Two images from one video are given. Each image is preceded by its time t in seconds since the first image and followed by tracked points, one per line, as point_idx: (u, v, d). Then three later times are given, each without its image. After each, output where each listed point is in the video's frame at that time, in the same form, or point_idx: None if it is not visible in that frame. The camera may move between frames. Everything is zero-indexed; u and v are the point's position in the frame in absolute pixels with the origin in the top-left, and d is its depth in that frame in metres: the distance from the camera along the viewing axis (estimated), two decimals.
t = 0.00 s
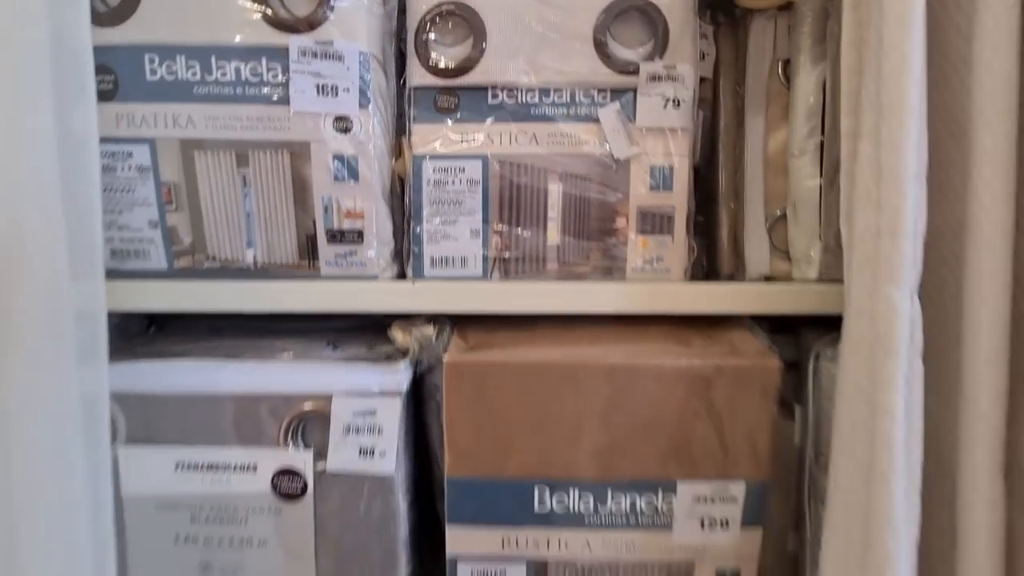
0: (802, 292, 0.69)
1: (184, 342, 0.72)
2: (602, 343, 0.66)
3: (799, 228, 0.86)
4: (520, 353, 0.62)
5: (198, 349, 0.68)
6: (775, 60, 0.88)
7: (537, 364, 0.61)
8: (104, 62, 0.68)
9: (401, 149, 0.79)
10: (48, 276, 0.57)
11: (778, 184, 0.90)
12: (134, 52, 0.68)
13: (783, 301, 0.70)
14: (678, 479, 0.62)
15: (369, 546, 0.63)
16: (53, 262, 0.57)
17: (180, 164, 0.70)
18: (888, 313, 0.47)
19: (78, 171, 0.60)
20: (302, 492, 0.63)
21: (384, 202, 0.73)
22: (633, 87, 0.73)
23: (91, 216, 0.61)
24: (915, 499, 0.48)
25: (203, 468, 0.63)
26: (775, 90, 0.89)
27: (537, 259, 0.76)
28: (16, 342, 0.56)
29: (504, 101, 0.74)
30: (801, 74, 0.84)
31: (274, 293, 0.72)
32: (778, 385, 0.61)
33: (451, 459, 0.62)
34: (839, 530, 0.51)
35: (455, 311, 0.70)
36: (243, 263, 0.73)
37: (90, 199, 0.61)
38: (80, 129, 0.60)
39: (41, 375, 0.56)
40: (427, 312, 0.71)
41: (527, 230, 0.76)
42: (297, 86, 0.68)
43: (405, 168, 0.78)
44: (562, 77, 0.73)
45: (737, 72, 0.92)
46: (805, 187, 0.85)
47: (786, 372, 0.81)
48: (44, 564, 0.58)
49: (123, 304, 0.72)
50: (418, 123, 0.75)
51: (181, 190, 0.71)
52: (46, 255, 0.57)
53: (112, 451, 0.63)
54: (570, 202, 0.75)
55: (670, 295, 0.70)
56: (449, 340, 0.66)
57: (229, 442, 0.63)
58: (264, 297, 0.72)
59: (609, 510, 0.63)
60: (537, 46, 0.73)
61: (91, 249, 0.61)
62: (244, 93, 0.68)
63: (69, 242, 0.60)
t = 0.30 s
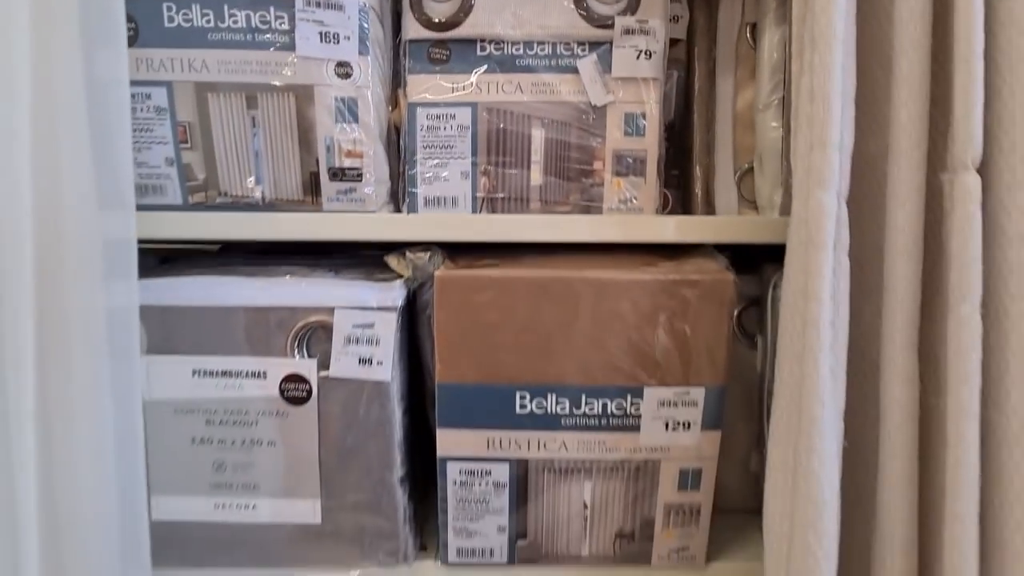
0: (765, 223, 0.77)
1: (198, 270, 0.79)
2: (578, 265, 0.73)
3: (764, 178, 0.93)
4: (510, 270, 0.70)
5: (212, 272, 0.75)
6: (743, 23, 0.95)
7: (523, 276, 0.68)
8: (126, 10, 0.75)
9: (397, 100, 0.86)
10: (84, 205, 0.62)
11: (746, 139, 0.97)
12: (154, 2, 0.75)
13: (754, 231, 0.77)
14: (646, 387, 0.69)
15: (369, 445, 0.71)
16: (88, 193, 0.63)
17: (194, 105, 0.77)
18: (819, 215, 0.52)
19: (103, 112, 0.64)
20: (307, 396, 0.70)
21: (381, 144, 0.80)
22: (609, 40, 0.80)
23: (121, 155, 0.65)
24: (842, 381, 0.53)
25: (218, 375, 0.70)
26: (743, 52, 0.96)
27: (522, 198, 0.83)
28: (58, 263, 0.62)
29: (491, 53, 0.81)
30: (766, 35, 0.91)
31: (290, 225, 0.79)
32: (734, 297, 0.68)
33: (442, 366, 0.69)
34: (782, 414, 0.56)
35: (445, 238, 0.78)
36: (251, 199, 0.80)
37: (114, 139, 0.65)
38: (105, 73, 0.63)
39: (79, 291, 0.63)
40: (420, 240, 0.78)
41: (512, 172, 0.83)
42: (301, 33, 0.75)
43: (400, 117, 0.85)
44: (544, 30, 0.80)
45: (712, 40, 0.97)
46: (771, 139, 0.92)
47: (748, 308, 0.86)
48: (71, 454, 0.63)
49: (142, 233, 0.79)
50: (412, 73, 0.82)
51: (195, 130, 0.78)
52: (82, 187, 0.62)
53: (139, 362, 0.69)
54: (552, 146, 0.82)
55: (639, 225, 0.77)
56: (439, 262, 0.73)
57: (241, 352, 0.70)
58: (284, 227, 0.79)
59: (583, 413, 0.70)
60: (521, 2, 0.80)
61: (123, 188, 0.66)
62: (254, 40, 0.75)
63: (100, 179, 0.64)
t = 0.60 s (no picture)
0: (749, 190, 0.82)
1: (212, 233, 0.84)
2: (569, 227, 0.79)
3: (748, 152, 0.98)
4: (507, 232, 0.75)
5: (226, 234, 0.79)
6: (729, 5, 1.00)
7: (517, 236, 0.73)
8: None
9: (400, 76, 0.91)
10: (109, 169, 0.67)
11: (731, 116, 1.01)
12: None
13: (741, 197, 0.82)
14: (633, 340, 0.75)
15: (373, 393, 0.77)
16: (112, 158, 0.67)
17: (209, 77, 0.81)
18: (787, 170, 0.56)
19: (124, 83, 0.69)
20: (317, 348, 0.76)
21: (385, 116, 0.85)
22: (600, 19, 0.85)
23: (142, 126, 0.70)
24: (808, 321, 0.58)
25: (233, 328, 0.76)
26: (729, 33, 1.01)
27: (518, 168, 0.88)
28: (88, 223, 0.66)
29: (489, 31, 0.86)
30: (750, 16, 0.96)
31: (302, 189, 0.83)
32: (713, 256, 0.74)
33: (443, 319, 0.75)
34: (756, 352, 0.60)
35: (446, 204, 0.82)
36: (263, 167, 0.85)
37: (134, 110, 0.69)
38: (126, 47, 0.68)
39: (105, 248, 0.67)
40: (422, 206, 0.83)
41: (509, 144, 0.88)
42: (311, 10, 0.80)
43: (403, 93, 0.89)
44: (539, 9, 0.85)
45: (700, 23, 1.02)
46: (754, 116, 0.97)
47: (731, 274, 0.89)
48: (102, 396, 0.68)
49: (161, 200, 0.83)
50: (414, 49, 0.87)
51: (210, 101, 0.82)
52: (107, 152, 0.67)
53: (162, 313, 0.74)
54: (546, 118, 0.87)
55: (628, 193, 0.82)
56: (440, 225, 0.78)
57: (255, 307, 0.76)
58: (294, 192, 0.83)
59: (573, 364, 0.76)
60: None
61: (150, 154, 0.71)
62: (266, 16, 0.80)
63: (123, 146, 0.69)
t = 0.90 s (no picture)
0: (742, 178, 0.84)
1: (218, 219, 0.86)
2: (567, 214, 0.81)
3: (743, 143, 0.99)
4: (505, 216, 0.77)
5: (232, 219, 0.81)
6: None
7: (516, 221, 0.76)
8: None
9: (402, 67, 0.93)
10: (118, 156, 0.69)
11: (727, 108, 1.02)
12: None
13: (734, 185, 0.85)
14: (628, 323, 0.77)
15: (375, 373, 0.80)
16: (121, 145, 0.69)
17: (215, 66, 0.83)
18: (777, 155, 0.58)
19: (131, 70, 0.70)
20: (320, 330, 0.78)
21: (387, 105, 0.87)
22: (598, 10, 0.87)
23: (149, 112, 0.71)
24: (797, 300, 0.60)
25: (238, 311, 0.79)
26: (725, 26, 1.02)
27: (517, 157, 0.90)
28: (99, 208, 0.68)
29: (489, 22, 0.88)
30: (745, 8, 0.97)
31: (305, 176, 0.84)
32: (706, 242, 0.76)
33: (444, 303, 0.77)
34: (747, 333, 0.62)
35: (446, 191, 0.84)
36: (267, 155, 0.86)
37: (143, 97, 0.71)
38: (133, 36, 0.69)
39: (115, 231, 0.69)
40: (423, 193, 0.85)
41: (507, 133, 0.89)
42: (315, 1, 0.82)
43: (405, 84, 0.91)
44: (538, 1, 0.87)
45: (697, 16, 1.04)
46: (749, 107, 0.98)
47: (725, 262, 0.91)
48: (113, 374, 0.70)
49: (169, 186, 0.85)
50: (415, 40, 0.89)
51: (216, 90, 0.84)
52: (117, 139, 0.69)
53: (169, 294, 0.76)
54: (544, 108, 0.89)
55: (624, 180, 0.84)
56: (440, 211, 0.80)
57: (259, 290, 0.78)
58: (297, 178, 0.84)
59: (570, 346, 0.78)
60: None
61: (154, 139, 0.72)
62: (271, 6, 0.82)
63: (131, 132, 0.70)
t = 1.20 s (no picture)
0: (758, 160, 0.80)
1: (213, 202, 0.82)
2: (576, 197, 0.78)
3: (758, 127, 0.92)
4: (511, 199, 0.74)
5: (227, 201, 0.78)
6: None
7: (522, 203, 0.72)
8: None
9: (404, 47, 0.90)
10: (110, 137, 0.66)
11: (742, 91, 0.96)
12: None
13: (748, 167, 0.82)
14: (640, 310, 0.74)
15: (375, 362, 0.76)
16: (113, 126, 0.66)
17: (210, 43, 0.80)
18: (801, 130, 0.55)
19: (123, 45, 0.66)
20: (319, 316, 0.75)
21: (389, 84, 0.83)
22: None
23: (142, 91, 0.68)
24: (819, 284, 0.57)
25: (234, 296, 0.76)
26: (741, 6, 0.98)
27: (524, 139, 0.86)
28: (90, 192, 0.65)
29: None
30: None
31: (303, 158, 0.81)
32: (723, 225, 0.73)
33: (447, 289, 0.74)
34: (766, 321, 0.59)
35: (449, 173, 0.81)
36: (264, 136, 0.83)
37: (135, 75, 0.67)
38: (125, 11, 0.66)
39: (104, 216, 0.66)
40: (426, 174, 0.82)
41: (514, 114, 0.86)
42: None
43: (407, 65, 0.88)
44: None
45: None
46: (764, 89, 0.91)
47: (740, 251, 0.87)
48: (104, 364, 0.67)
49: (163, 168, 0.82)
50: (418, 16, 0.85)
51: (212, 68, 0.81)
52: (108, 120, 0.65)
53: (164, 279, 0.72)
54: (552, 88, 0.85)
55: (635, 163, 0.81)
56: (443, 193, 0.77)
57: (255, 275, 0.75)
58: (295, 160, 0.81)
59: (579, 334, 0.75)
60: None
61: (147, 120, 0.68)
62: None
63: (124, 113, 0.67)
